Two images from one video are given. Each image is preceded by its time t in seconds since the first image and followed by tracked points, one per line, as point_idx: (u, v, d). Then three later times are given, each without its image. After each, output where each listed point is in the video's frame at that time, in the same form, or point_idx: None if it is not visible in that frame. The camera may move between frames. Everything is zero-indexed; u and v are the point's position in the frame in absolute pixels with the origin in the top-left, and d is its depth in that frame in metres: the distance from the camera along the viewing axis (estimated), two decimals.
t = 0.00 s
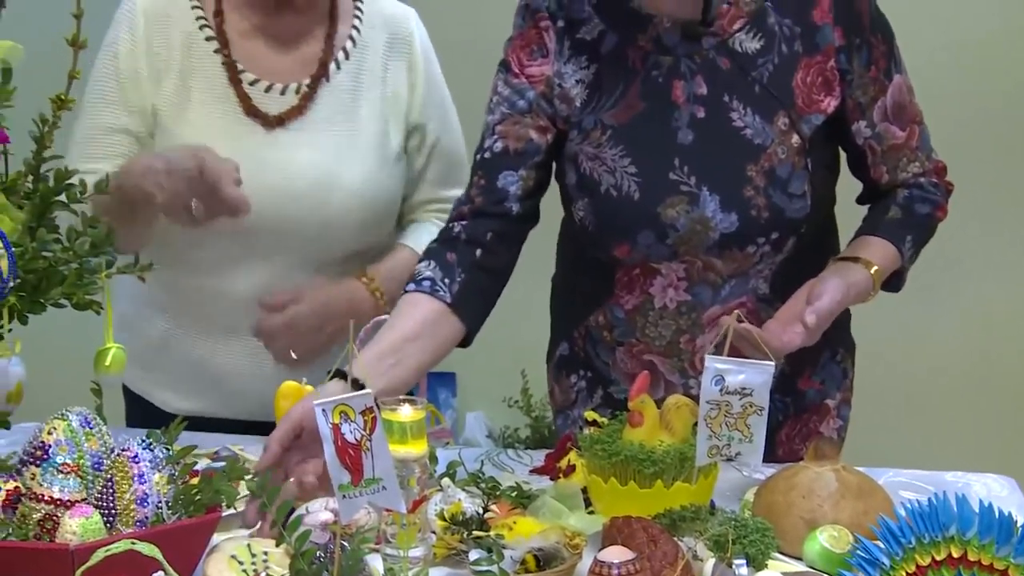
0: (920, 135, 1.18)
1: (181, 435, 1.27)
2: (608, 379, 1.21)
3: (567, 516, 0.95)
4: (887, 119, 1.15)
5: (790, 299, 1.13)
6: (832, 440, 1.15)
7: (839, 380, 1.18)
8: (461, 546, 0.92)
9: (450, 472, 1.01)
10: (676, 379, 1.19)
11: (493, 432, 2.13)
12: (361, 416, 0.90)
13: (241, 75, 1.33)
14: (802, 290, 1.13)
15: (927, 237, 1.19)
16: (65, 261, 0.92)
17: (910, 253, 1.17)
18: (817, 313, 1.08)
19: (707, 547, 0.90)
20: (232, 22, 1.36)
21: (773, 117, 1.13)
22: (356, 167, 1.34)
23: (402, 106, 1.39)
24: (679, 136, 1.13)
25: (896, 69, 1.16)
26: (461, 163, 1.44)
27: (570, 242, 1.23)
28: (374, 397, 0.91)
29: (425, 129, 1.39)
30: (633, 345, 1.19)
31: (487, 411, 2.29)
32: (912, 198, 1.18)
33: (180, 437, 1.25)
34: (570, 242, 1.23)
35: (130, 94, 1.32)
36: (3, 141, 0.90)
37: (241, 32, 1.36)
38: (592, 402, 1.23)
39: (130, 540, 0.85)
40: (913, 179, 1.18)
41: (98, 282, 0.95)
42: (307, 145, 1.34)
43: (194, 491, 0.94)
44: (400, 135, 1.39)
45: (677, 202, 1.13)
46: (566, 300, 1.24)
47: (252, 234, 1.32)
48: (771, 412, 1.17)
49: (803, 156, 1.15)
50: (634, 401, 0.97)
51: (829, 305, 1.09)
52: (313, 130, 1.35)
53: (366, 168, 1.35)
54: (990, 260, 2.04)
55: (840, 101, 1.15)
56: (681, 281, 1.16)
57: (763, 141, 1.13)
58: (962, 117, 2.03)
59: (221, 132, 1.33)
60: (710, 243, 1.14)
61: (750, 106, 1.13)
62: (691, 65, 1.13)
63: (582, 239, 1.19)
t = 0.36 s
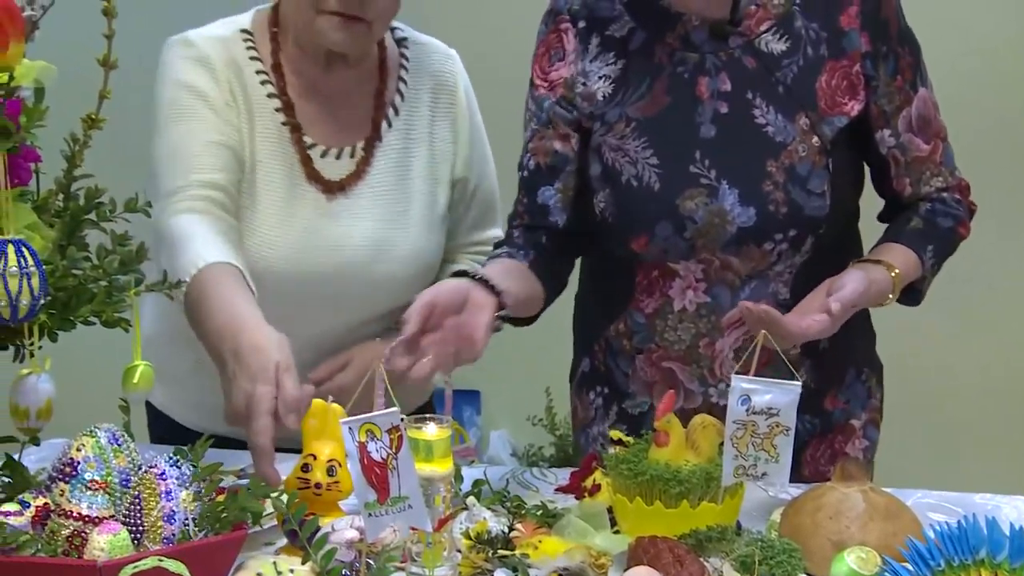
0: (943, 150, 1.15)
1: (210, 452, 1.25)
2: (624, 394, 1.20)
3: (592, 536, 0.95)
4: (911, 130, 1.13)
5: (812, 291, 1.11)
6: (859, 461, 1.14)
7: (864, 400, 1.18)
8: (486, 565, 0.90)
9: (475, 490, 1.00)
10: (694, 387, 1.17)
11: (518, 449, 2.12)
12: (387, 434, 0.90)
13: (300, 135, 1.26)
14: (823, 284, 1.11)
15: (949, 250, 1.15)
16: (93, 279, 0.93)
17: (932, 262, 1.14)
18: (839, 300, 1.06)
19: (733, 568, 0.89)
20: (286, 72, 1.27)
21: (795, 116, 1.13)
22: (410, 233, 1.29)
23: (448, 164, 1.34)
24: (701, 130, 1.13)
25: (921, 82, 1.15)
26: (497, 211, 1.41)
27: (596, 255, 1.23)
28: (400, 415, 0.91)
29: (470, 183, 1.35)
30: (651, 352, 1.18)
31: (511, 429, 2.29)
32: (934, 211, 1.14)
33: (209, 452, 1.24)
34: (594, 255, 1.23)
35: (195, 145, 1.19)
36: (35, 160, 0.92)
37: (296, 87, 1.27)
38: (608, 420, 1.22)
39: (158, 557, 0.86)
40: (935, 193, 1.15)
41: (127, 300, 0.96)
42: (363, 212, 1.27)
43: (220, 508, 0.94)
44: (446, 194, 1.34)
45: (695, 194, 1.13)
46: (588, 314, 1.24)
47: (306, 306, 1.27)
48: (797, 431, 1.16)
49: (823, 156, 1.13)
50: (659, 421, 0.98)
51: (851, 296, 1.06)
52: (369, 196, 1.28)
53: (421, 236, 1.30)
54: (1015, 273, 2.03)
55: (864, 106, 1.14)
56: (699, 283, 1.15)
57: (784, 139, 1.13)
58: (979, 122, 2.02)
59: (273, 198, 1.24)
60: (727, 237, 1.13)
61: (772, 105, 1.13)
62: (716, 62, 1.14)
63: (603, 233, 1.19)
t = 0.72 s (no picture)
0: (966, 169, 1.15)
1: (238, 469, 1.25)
2: (644, 404, 1.20)
3: (618, 554, 0.94)
4: (937, 144, 1.13)
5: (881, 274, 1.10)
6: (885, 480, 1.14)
7: (889, 418, 1.18)
8: None
9: (500, 507, 1.00)
10: (715, 394, 1.16)
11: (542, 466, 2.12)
12: (413, 451, 0.90)
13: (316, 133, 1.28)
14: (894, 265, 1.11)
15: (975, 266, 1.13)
16: (124, 294, 0.94)
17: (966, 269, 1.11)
18: (934, 271, 1.08)
19: None
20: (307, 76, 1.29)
21: (819, 119, 1.13)
22: (427, 235, 1.29)
23: (469, 168, 1.34)
24: (726, 130, 1.14)
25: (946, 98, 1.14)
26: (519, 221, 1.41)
27: (617, 266, 1.23)
28: (427, 431, 0.91)
29: (489, 189, 1.36)
30: (672, 357, 1.17)
31: (536, 446, 2.28)
32: (960, 224, 1.12)
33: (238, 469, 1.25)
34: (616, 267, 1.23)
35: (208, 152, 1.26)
36: (67, 178, 0.94)
37: (318, 89, 1.29)
38: (631, 431, 1.20)
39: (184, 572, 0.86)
40: (962, 206, 1.14)
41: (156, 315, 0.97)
42: (380, 212, 1.28)
43: (247, 524, 0.94)
44: (466, 198, 1.34)
45: (717, 191, 1.13)
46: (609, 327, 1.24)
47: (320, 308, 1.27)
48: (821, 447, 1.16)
49: (846, 159, 1.13)
50: (685, 438, 0.97)
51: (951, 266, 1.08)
52: (386, 195, 1.28)
53: (434, 238, 1.30)
54: None
55: (889, 115, 1.13)
56: (719, 285, 1.15)
57: (807, 141, 1.13)
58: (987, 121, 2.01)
59: (291, 199, 1.27)
60: (746, 235, 1.13)
61: (797, 108, 1.13)
62: (744, 66, 1.14)
63: (625, 230, 1.19)
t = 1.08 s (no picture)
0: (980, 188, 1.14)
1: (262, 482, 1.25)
2: (664, 417, 1.21)
3: (637, 567, 0.94)
4: (951, 163, 1.13)
5: (943, 278, 1.08)
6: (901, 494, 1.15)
7: (902, 432, 1.19)
8: None
9: (522, 522, 1.00)
10: (732, 407, 1.17)
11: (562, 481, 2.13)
12: (437, 466, 0.92)
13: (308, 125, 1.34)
14: (957, 268, 1.09)
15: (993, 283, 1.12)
16: (154, 311, 0.96)
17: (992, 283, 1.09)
18: (1005, 274, 1.05)
19: None
20: (301, 78, 1.37)
21: (833, 139, 1.14)
22: (409, 218, 1.32)
23: (460, 159, 1.36)
24: (742, 150, 1.15)
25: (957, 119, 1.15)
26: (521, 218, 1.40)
27: (635, 283, 1.25)
28: (451, 447, 0.93)
29: (482, 181, 1.36)
30: (690, 371, 1.19)
31: (555, 460, 2.30)
32: (978, 239, 1.11)
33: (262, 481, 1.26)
34: (634, 285, 1.25)
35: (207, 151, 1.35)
36: (100, 198, 0.96)
37: (311, 87, 1.37)
38: (653, 443, 1.22)
39: None
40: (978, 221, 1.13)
41: (185, 332, 0.99)
42: (363, 195, 1.32)
43: (273, 537, 0.96)
44: (456, 188, 1.36)
45: (734, 210, 1.15)
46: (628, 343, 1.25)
47: (309, 291, 1.31)
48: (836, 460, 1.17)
49: (861, 178, 1.14)
50: (702, 454, 0.99)
51: None
52: (370, 179, 1.32)
53: (416, 220, 1.32)
54: None
55: (903, 136, 1.14)
56: (737, 300, 1.16)
57: (821, 160, 1.14)
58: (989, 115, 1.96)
59: (279, 183, 1.32)
60: (763, 253, 1.14)
61: (812, 129, 1.15)
62: (760, 89, 1.16)
63: (645, 248, 1.21)
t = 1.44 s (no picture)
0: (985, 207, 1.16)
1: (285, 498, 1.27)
2: (680, 434, 1.23)
3: None
4: (956, 185, 1.15)
5: (932, 308, 1.09)
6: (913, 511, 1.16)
7: (914, 448, 1.20)
8: None
9: (540, 538, 1.02)
10: (746, 424, 1.19)
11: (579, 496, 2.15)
12: (456, 482, 0.94)
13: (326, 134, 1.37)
14: (947, 299, 1.10)
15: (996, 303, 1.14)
16: (180, 329, 0.99)
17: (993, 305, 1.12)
18: (990, 309, 1.05)
19: None
20: (316, 95, 1.41)
21: (843, 162, 1.15)
22: (422, 216, 1.33)
23: (471, 160, 1.38)
24: (754, 174, 1.17)
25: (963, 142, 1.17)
26: (530, 223, 1.40)
27: (651, 303, 1.27)
28: (470, 464, 0.95)
29: (493, 184, 1.37)
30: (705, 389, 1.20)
31: (572, 475, 2.31)
32: (980, 260, 1.14)
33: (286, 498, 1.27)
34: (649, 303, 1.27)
35: (228, 160, 1.37)
36: (128, 219, 0.98)
37: (326, 102, 1.40)
38: (669, 459, 1.24)
39: None
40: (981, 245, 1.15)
41: (211, 350, 1.01)
42: (378, 193, 1.33)
43: (295, 551, 0.98)
44: (468, 189, 1.37)
45: (746, 233, 1.16)
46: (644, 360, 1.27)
47: (325, 289, 1.32)
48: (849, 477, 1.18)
49: (870, 201, 1.15)
50: (719, 471, 1.01)
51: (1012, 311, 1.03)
52: (385, 179, 1.34)
53: (430, 218, 1.33)
54: None
55: (911, 158, 1.15)
56: (750, 320, 1.18)
57: (831, 183, 1.15)
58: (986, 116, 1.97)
59: (297, 184, 1.34)
60: (776, 273, 1.16)
61: (822, 152, 1.16)
62: (770, 113, 1.18)
63: (658, 269, 1.23)
